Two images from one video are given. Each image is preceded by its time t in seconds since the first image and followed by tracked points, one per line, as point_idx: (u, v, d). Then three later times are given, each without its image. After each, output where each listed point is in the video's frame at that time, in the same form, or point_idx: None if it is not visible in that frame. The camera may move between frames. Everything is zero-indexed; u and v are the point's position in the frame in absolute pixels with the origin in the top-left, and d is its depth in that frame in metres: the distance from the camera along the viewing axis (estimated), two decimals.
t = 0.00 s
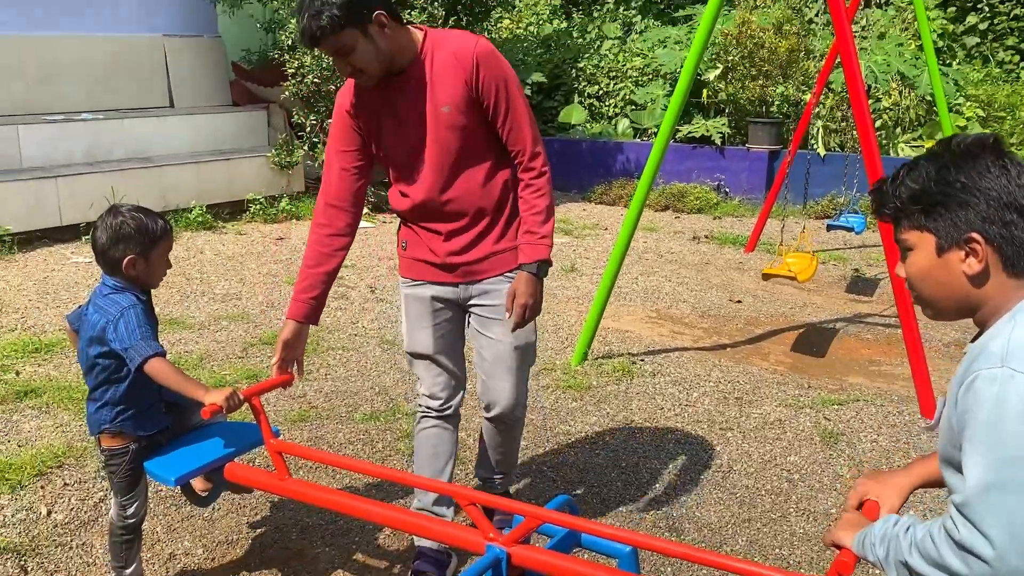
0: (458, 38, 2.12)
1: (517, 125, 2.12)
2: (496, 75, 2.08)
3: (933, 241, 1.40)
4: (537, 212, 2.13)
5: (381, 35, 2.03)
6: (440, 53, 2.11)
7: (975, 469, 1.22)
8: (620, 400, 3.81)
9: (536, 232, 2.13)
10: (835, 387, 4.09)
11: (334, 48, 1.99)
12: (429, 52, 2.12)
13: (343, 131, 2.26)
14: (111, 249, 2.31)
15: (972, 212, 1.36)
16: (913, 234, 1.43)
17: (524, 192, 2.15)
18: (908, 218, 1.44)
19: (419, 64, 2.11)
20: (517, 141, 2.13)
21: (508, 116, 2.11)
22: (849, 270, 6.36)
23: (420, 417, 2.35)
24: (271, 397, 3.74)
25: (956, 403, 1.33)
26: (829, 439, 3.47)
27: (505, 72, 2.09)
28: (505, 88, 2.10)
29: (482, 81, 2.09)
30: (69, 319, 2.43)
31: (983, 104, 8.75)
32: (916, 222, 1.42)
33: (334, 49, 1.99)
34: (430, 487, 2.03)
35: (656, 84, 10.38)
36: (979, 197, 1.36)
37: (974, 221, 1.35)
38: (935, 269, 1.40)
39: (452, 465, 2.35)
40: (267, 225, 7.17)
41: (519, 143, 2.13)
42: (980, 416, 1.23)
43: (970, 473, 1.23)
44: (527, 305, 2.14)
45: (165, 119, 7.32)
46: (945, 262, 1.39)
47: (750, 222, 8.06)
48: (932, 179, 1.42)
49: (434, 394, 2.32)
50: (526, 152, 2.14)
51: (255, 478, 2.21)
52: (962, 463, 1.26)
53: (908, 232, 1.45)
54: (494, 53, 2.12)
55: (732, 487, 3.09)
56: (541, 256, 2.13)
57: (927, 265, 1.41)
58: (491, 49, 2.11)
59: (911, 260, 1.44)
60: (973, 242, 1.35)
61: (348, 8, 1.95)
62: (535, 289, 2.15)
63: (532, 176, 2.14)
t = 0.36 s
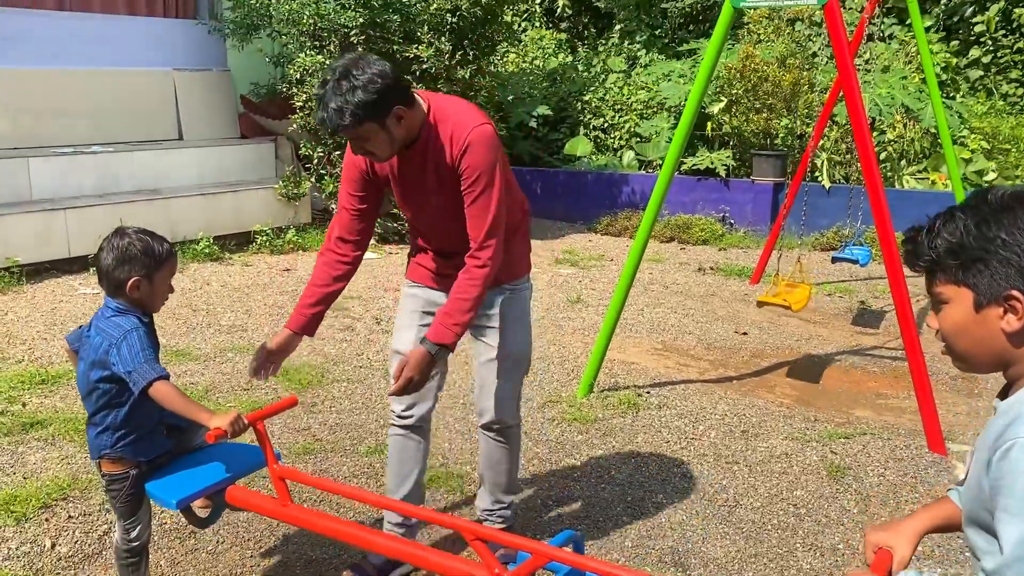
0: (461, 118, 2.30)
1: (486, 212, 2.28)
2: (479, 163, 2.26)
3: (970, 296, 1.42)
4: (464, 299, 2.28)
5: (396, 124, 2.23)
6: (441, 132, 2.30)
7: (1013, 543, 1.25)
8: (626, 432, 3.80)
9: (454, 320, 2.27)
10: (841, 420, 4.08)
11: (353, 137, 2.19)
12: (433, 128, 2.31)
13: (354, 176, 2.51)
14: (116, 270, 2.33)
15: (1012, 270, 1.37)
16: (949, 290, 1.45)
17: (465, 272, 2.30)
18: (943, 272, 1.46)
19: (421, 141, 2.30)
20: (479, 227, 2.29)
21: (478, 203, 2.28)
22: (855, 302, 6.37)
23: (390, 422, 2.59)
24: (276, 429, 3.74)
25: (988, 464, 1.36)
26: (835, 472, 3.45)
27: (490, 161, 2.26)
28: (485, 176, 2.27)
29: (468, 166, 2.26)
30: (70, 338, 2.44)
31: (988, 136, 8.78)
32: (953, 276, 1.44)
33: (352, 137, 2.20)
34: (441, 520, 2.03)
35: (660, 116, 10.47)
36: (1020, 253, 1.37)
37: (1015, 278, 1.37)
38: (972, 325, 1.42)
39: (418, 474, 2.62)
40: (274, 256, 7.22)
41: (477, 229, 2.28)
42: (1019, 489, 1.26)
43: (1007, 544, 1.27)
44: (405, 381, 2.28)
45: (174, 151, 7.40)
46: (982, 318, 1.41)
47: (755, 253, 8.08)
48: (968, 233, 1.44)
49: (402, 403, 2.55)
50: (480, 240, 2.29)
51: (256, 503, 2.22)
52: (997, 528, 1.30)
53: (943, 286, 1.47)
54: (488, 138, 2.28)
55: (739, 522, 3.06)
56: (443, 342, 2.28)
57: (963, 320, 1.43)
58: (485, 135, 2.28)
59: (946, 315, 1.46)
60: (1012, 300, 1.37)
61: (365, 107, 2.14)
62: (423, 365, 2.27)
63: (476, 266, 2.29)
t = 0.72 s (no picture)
0: (373, 137, 2.32)
1: (397, 223, 2.27)
2: (391, 177, 2.26)
3: (999, 306, 1.45)
4: (367, 307, 2.28)
5: (317, 153, 2.26)
6: (358, 154, 2.32)
7: None
8: (625, 448, 3.79)
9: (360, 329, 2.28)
10: (840, 436, 4.07)
11: (278, 174, 2.22)
12: (351, 152, 2.33)
13: (281, 209, 2.55)
14: (107, 283, 2.31)
15: None
16: (980, 302, 1.48)
17: (372, 282, 2.30)
18: (975, 282, 1.49)
19: (339, 166, 2.33)
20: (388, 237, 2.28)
21: (389, 214, 2.27)
22: (853, 318, 6.38)
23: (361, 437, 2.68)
24: (274, 444, 3.73)
25: (1013, 483, 1.38)
26: (835, 489, 3.44)
27: (403, 174, 2.27)
28: (399, 188, 2.27)
29: (380, 182, 2.27)
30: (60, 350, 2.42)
31: (986, 153, 8.82)
32: (983, 288, 1.47)
33: (276, 174, 2.23)
34: (439, 535, 2.04)
35: (660, 133, 10.50)
36: None
37: None
38: (1001, 338, 1.45)
39: (391, 481, 2.72)
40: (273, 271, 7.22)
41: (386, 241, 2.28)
42: None
43: None
44: (299, 394, 2.25)
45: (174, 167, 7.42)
46: (1014, 330, 1.43)
47: (754, 270, 8.11)
48: (999, 244, 1.46)
49: (371, 420, 2.64)
50: (390, 251, 2.29)
51: (252, 517, 2.24)
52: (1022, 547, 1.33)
53: (973, 296, 1.50)
54: (402, 152, 2.30)
55: (739, 539, 3.05)
56: (342, 350, 2.28)
57: (992, 331, 1.46)
58: (398, 150, 2.29)
59: (976, 327, 1.49)
60: None
61: (282, 145, 2.17)
62: (320, 373, 2.28)
63: (383, 276, 2.30)
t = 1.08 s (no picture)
0: (337, 148, 2.29)
1: (358, 234, 2.24)
2: (351, 190, 2.23)
3: None
4: (333, 322, 2.26)
5: (285, 164, 2.24)
6: (323, 166, 2.30)
7: None
8: (626, 452, 3.77)
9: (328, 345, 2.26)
10: (842, 441, 4.06)
11: (249, 186, 2.21)
12: (317, 164, 2.31)
13: (259, 223, 2.54)
14: (96, 300, 2.31)
15: None
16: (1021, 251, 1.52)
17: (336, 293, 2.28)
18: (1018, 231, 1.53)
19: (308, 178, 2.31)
20: (348, 247, 2.25)
21: (349, 226, 2.24)
22: (855, 322, 6.37)
23: (357, 438, 2.68)
24: (274, 446, 3.72)
25: None
26: (836, 494, 3.42)
27: (364, 186, 2.24)
28: (360, 200, 2.24)
29: (341, 194, 2.24)
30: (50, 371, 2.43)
31: (986, 159, 8.82)
32: None
33: (248, 185, 2.21)
34: (435, 538, 2.03)
35: (661, 137, 10.50)
36: None
37: None
38: None
39: (390, 481, 2.71)
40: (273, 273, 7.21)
41: (348, 252, 2.25)
42: None
43: None
44: (282, 421, 2.28)
45: (175, 169, 7.42)
46: None
47: (755, 274, 8.10)
48: None
49: (366, 421, 2.64)
50: (353, 262, 2.26)
51: (251, 527, 2.25)
52: None
53: (1017, 245, 1.53)
54: (365, 163, 2.27)
55: (740, 543, 3.03)
56: (318, 372, 2.28)
57: None
58: (361, 161, 2.26)
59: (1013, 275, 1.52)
60: None
61: (250, 155, 2.15)
62: (301, 401, 2.29)
63: (346, 288, 2.27)
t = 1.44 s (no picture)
0: (347, 155, 2.28)
1: (375, 241, 2.25)
2: (366, 198, 2.23)
3: None
4: (353, 327, 2.28)
5: (296, 178, 2.22)
6: (333, 173, 2.29)
7: None
8: (633, 453, 3.75)
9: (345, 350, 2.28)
10: (850, 443, 4.04)
11: (261, 203, 2.19)
12: (326, 171, 2.29)
13: (268, 230, 2.52)
14: (105, 295, 2.32)
15: None
16: None
17: (356, 299, 2.29)
18: None
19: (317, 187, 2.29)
20: (366, 254, 2.25)
21: (366, 234, 2.25)
22: (864, 324, 6.34)
23: (360, 438, 2.68)
24: (281, 445, 3.71)
25: None
26: (844, 497, 3.40)
27: (378, 193, 2.23)
28: (376, 208, 2.24)
29: (356, 202, 2.24)
30: (57, 368, 2.43)
31: (997, 161, 8.77)
32: None
33: (258, 203, 2.19)
34: (441, 538, 2.03)
35: (670, 137, 10.47)
36: None
37: None
38: None
39: (394, 481, 2.71)
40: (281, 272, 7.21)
41: (365, 258, 2.26)
42: None
43: None
44: (294, 418, 2.28)
45: (183, 168, 7.44)
46: None
47: (762, 276, 8.07)
48: None
49: (368, 420, 2.64)
50: (371, 267, 2.26)
51: (259, 523, 2.25)
52: None
53: None
54: (377, 170, 2.26)
55: (747, 545, 3.02)
56: (333, 375, 2.29)
57: None
58: (372, 168, 2.25)
59: None
60: None
61: (262, 175, 2.13)
62: (313, 403, 2.30)
63: (367, 293, 2.28)
